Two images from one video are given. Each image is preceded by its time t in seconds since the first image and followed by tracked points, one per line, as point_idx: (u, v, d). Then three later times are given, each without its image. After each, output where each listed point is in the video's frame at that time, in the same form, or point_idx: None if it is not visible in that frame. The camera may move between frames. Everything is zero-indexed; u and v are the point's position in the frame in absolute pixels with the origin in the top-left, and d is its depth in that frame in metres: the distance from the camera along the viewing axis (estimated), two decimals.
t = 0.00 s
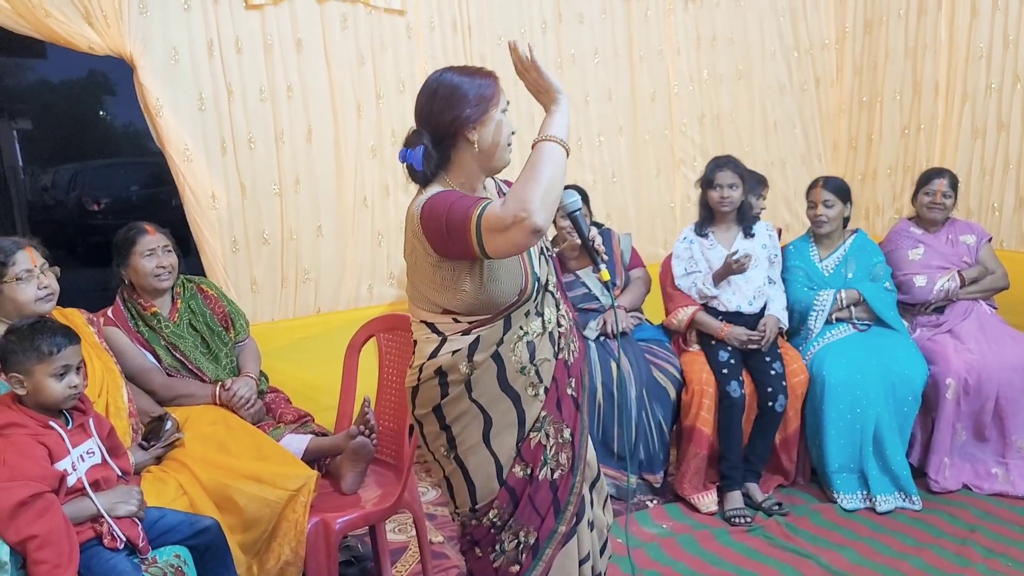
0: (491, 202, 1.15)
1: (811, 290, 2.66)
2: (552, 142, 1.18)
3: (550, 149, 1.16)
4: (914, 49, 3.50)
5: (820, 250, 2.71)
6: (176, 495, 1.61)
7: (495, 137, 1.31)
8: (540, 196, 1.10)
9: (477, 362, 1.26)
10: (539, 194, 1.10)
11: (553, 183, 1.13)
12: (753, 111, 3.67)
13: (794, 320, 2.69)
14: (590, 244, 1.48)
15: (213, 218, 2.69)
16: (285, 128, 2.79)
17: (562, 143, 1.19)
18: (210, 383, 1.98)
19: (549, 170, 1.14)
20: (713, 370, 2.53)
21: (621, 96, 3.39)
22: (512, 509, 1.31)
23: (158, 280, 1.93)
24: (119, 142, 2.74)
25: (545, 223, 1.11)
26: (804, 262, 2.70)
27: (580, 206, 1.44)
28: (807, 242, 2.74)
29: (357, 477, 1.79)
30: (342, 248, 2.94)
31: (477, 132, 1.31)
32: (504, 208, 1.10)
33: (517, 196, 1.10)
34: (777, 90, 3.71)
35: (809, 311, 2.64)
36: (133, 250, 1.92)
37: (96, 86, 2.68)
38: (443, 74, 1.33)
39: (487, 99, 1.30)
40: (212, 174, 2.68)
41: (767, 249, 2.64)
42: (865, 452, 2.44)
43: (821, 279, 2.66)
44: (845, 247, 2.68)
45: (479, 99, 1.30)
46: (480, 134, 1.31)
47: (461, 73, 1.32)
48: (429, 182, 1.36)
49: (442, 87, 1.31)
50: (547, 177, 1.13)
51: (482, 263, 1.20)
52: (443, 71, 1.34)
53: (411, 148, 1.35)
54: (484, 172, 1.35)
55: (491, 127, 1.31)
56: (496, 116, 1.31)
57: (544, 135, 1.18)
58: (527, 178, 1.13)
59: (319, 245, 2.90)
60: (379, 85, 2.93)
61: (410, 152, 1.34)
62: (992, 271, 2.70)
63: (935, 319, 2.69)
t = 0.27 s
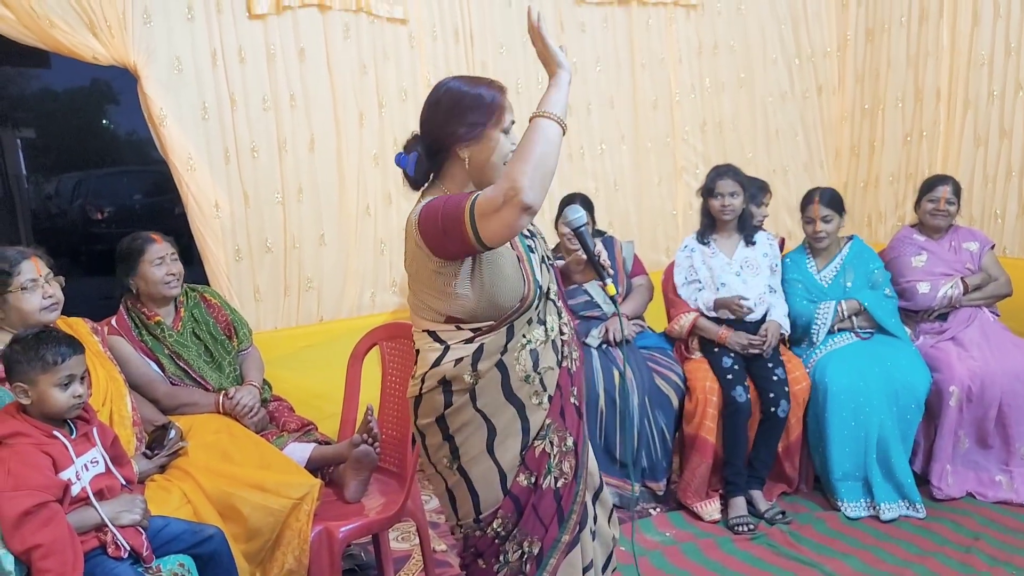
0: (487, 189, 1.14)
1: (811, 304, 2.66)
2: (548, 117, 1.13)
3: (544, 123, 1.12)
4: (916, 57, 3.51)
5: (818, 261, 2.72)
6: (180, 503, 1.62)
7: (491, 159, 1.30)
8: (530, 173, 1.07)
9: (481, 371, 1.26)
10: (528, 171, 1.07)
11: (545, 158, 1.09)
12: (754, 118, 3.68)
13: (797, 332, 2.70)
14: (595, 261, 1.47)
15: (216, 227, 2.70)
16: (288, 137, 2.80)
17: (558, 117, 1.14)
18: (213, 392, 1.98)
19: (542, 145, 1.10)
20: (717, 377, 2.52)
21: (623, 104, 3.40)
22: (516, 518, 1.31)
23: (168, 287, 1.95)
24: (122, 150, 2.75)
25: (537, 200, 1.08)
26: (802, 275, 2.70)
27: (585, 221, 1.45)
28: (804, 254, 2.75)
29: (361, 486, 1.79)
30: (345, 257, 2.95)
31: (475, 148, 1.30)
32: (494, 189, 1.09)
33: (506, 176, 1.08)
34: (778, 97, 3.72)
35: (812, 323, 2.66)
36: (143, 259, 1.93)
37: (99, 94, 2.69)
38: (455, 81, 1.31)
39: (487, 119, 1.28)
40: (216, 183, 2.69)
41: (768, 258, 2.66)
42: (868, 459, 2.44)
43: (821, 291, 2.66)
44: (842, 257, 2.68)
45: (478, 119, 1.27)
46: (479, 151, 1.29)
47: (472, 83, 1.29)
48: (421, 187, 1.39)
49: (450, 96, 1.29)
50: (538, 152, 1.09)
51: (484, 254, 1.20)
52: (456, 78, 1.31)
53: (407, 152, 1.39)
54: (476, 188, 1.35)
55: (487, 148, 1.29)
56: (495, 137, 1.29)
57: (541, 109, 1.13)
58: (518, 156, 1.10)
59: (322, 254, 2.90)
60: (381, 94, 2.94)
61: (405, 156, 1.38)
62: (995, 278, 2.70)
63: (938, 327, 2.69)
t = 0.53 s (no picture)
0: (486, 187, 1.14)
1: (815, 312, 2.66)
2: (544, 111, 1.10)
3: (540, 118, 1.10)
4: (918, 63, 3.52)
5: (819, 269, 2.72)
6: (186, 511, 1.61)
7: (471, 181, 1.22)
8: (526, 169, 1.06)
9: (478, 383, 1.26)
10: (523, 167, 1.06)
11: (541, 153, 1.07)
12: (757, 125, 3.69)
13: (801, 339, 2.69)
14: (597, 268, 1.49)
15: (220, 236, 2.71)
16: (292, 145, 2.81)
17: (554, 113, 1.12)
18: (219, 401, 1.99)
19: (537, 140, 1.08)
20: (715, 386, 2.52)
21: (626, 112, 3.41)
22: (523, 530, 1.30)
23: (180, 294, 1.98)
24: (127, 159, 2.77)
25: (535, 195, 1.06)
26: (805, 283, 2.70)
27: (584, 229, 1.46)
28: (806, 263, 2.75)
29: (365, 494, 1.80)
30: (348, 265, 2.96)
31: (466, 168, 1.22)
32: (490, 187, 1.08)
33: (502, 173, 1.07)
34: (781, 104, 3.73)
35: (815, 332, 2.65)
36: (156, 269, 1.95)
37: (103, 104, 2.71)
38: (489, 97, 1.21)
39: (470, 140, 1.19)
40: (220, 192, 2.70)
41: (769, 265, 2.67)
42: (872, 468, 2.43)
43: (824, 298, 2.66)
44: (844, 265, 2.68)
45: (463, 139, 1.20)
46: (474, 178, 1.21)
47: (504, 113, 1.20)
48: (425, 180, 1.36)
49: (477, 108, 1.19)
50: (534, 148, 1.07)
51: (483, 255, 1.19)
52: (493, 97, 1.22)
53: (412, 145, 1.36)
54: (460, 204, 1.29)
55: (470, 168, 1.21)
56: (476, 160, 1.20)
57: (537, 103, 1.11)
58: (513, 153, 1.08)
59: (326, 262, 2.91)
60: (385, 103, 2.96)
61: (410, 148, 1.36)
62: (999, 284, 2.70)
63: (943, 333, 2.69)
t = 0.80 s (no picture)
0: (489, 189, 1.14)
1: (822, 313, 2.67)
2: (541, 112, 1.09)
3: (539, 120, 1.09)
4: (922, 66, 3.53)
5: (826, 271, 2.72)
6: (193, 515, 1.62)
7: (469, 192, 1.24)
8: (524, 174, 1.06)
9: (481, 384, 1.26)
10: (522, 171, 1.06)
11: (540, 155, 1.07)
12: (761, 129, 3.69)
13: (806, 341, 2.71)
14: (600, 272, 1.50)
15: (227, 241, 2.72)
16: (297, 150, 2.83)
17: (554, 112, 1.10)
18: (226, 405, 2.00)
19: (535, 143, 1.07)
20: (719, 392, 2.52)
21: (630, 116, 3.42)
22: (521, 533, 1.31)
23: (189, 301, 1.99)
24: (133, 165, 2.79)
25: (535, 198, 1.07)
26: (811, 284, 2.71)
27: (588, 234, 1.47)
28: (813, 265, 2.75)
29: (371, 498, 1.81)
30: (354, 269, 2.97)
31: (465, 179, 1.23)
32: (491, 192, 1.08)
33: (501, 178, 1.07)
34: (786, 108, 3.74)
35: (820, 332, 2.66)
36: (165, 275, 1.96)
37: (110, 110, 2.73)
38: (497, 109, 1.21)
39: (469, 152, 1.20)
40: (226, 197, 2.72)
41: (770, 269, 2.70)
42: (878, 471, 2.43)
43: (830, 300, 2.67)
44: (851, 266, 2.68)
45: (462, 151, 1.21)
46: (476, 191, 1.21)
47: (507, 125, 1.20)
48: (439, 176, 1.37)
49: (482, 119, 1.19)
50: (532, 151, 1.06)
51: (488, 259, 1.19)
52: (503, 110, 1.22)
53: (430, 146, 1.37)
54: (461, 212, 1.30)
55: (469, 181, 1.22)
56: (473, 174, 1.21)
57: (535, 104, 1.09)
58: (512, 156, 1.07)
59: (331, 266, 2.93)
60: (390, 108, 2.97)
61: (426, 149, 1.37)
62: (1004, 286, 2.70)
63: (948, 336, 2.70)
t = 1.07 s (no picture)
0: (493, 198, 1.15)
1: (826, 313, 2.67)
2: (548, 123, 1.10)
3: (545, 131, 1.09)
4: (927, 66, 3.53)
5: (831, 271, 2.72)
6: (198, 517, 1.63)
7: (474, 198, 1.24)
8: (528, 184, 1.06)
9: (486, 390, 1.27)
10: (525, 181, 1.06)
11: (544, 166, 1.07)
12: (765, 129, 3.70)
13: (811, 342, 2.71)
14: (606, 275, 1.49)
15: (231, 243, 2.73)
16: (301, 152, 2.84)
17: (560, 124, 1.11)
18: (231, 407, 2.01)
19: (539, 154, 1.08)
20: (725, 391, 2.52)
21: (634, 117, 3.43)
22: (521, 540, 1.31)
23: (194, 303, 2.00)
24: (136, 168, 2.80)
25: (537, 209, 1.08)
26: (815, 284, 2.70)
27: (593, 236, 1.47)
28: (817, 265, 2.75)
29: (377, 499, 1.81)
30: (358, 271, 2.98)
31: (469, 186, 1.24)
32: (495, 200, 1.09)
33: (505, 187, 1.08)
34: (790, 108, 3.74)
35: (824, 333, 2.66)
36: (171, 276, 1.97)
37: (114, 114, 2.74)
38: (502, 119, 1.21)
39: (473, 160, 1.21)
40: (230, 199, 2.73)
41: (774, 270, 2.67)
42: (882, 471, 2.43)
43: (834, 301, 2.67)
44: (855, 266, 2.69)
45: (466, 159, 1.21)
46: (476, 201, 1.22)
47: (513, 134, 1.20)
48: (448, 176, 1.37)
49: (486, 128, 1.19)
50: (537, 162, 1.07)
51: (494, 267, 1.20)
52: (507, 121, 1.22)
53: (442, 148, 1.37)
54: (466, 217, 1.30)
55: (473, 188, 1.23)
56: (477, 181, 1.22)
57: (541, 115, 1.10)
58: (516, 166, 1.08)
59: (336, 268, 2.93)
60: (394, 109, 2.98)
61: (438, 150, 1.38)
62: (1009, 285, 2.70)
63: (953, 335, 2.69)
